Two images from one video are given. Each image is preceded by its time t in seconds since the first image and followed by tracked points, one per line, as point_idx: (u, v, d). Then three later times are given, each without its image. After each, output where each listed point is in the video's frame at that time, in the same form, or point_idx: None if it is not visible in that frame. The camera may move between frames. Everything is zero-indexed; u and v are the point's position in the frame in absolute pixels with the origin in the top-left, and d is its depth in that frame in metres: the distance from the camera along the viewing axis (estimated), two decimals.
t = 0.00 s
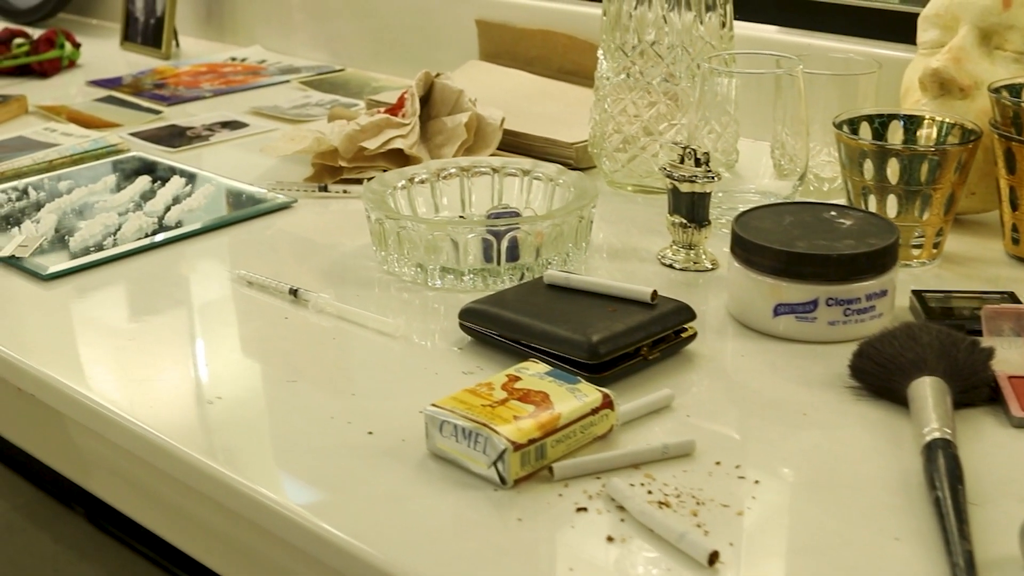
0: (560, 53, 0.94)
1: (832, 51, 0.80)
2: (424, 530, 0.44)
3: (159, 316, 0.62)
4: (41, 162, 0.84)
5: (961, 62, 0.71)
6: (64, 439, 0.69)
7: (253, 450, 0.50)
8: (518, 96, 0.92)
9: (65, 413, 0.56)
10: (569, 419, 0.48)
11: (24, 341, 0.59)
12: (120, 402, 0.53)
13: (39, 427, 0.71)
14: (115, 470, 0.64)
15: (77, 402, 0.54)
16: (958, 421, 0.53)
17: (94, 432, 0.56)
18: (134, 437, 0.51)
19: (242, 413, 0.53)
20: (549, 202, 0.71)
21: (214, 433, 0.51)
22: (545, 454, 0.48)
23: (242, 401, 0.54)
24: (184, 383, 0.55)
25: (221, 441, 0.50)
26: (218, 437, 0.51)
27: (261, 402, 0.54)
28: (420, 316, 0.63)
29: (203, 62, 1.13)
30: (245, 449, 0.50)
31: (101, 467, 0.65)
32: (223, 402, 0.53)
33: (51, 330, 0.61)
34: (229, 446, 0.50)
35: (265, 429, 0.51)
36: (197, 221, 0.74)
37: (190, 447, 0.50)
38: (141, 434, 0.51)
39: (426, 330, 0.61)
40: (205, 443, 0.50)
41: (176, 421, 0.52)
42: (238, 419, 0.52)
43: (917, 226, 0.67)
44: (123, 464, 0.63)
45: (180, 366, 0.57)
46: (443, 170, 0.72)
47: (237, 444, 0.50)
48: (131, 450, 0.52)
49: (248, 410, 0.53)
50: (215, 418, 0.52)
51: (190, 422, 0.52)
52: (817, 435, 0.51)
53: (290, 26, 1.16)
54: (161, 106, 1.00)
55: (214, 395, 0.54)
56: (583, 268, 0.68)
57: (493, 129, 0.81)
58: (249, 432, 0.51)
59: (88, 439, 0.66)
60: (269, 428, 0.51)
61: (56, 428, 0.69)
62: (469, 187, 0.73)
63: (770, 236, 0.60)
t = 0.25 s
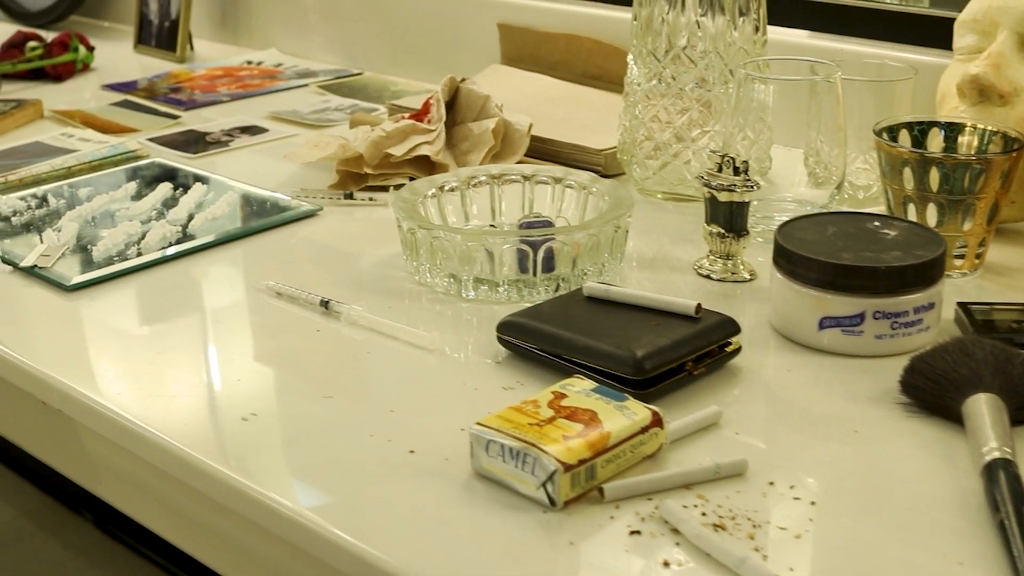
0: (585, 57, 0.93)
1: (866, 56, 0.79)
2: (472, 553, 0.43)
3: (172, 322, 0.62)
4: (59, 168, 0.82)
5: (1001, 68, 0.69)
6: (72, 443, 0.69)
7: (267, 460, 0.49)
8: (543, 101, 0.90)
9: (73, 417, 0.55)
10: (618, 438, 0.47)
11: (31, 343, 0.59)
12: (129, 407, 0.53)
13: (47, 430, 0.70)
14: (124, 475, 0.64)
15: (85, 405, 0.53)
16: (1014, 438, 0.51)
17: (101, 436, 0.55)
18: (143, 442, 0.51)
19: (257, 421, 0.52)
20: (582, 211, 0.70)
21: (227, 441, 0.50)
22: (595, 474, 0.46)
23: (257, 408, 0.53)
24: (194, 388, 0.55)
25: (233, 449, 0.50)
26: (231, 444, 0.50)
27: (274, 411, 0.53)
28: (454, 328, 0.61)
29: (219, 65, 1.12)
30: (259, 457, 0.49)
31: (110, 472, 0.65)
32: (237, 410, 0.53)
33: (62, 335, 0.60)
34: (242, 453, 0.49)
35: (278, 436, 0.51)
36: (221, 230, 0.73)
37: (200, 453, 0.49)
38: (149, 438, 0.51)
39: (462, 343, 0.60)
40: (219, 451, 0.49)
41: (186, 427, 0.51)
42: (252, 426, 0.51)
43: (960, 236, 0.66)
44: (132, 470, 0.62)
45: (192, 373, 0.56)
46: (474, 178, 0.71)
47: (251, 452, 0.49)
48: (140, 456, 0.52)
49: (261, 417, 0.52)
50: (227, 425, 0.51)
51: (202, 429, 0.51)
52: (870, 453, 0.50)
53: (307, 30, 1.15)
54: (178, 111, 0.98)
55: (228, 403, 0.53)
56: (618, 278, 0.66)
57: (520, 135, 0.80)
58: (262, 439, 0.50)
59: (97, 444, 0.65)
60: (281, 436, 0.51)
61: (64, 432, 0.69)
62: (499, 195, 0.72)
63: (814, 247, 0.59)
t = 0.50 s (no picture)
0: (610, 62, 0.91)
1: (901, 62, 0.77)
2: None
3: (184, 326, 0.61)
4: (79, 176, 0.81)
5: None
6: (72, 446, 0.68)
7: (281, 469, 0.48)
8: (569, 107, 0.89)
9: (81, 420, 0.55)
10: (673, 459, 0.46)
11: (37, 344, 0.59)
12: (137, 410, 0.53)
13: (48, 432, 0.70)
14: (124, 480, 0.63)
15: (94, 408, 0.53)
16: None
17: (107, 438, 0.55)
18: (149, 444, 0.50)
19: (270, 427, 0.51)
20: (617, 220, 0.68)
21: (240, 447, 0.50)
22: (650, 497, 0.45)
23: (269, 414, 0.52)
24: (201, 391, 0.54)
25: (245, 454, 0.49)
26: (243, 449, 0.50)
27: (288, 419, 0.52)
28: (491, 341, 0.60)
29: (236, 69, 1.11)
30: (270, 463, 0.49)
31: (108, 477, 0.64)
32: (249, 416, 0.52)
33: (74, 340, 0.60)
34: (254, 458, 0.49)
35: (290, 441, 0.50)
36: (248, 239, 0.71)
37: (207, 457, 0.49)
38: (155, 441, 0.50)
39: (500, 357, 0.58)
40: (232, 458, 0.49)
41: (197, 432, 0.51)
42: (264, 431, 0.51)
43: (1005, 247, 0.65)
44: (133, 474, 0.61)
45: (206, 378, 0.56)
46: (506, 187, 0.70)
47: (262, 457, 0.49)
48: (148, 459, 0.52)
49: (272, 423, 0.52)
50: (238, 430, 0.51)
51: (213, 434, 0.51)
52: (930, 474, 0.48)
53: (324, 34, 1.13)
54: (196, 116, 0.97)
55: (241, 408, 0.53)
56: (656, 291, 0.65)
57: (550, 142, 0.79)
58: (274, 446, 0.50)
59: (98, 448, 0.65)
60: (292, 442, 0.50)
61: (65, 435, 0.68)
62: (532, 204, 0.70)
63: (863, 260, 0.57)
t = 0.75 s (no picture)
0: (636, 66, 0.90)
1: (937, 68, 0.76)
2: None
3: (194, 330, 0.61)
4: (99, 182, 0.79)
5: None
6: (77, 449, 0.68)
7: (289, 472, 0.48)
8: (595, 112, 0.88)
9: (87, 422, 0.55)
10: (728, 480, 0.44)
11: (42, 345, 0.59)
12: (143, 412, 0.52)
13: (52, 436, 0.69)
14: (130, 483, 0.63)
15: (100, 411, 0.53)
16: None
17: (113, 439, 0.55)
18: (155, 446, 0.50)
19: (282, 431, 0.51)
20: (652, 230, 0.67)
21: (252, 452, 0.49)
22: (704, 519, 0.44)
23: (281, 419, 0.52)
24: (208, 394, 0.54)
25: (256, 457, 0.49)
26: (253, 453, 0.49)
27: (298, 426, 0.51)
28: (528, 355, 0.58)
29: (252, 73, 1.09)
30: (281, 468, 0.48)
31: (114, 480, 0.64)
32: (260, 420, 0.52)
33: (85, 344, 0.59)
34: (265, 462, 0.49)
35: (300, 445, 0.50)
36: (274, 248, 0.70)
37: (215, 459, 0.49)
38: (161, 442, 0.50)
39: (539, 371, 0.57)
40: (244, 463, 0.48)
41: (206, 435, 0.51)
42: (276, 435, 0.51)
43: None
44: (140, 479, 0.61)
45: (218, 383, 0.55)
46: (538, 195, 0.68)
47: (273, 461, 0.49)
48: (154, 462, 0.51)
49: (283, 427, 0.51)
50: (248, 432, 0.51)
51: (224, 438, 0.50)
52: (989, 493, 0.47)
53: (341, 37, 1.12)
54: (214, 120, 0.95)
55: (252, 412, 0.52)
56: (694, 302, 0.63)
57: (579, 149, 0.77)
58: (286, 450, 0.49)
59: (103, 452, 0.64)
60: (303, 446, 0.50)
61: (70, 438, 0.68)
62: (564, 213, 0.69)
63: (911, 272, 0.56)
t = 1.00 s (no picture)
0: (660, 70, 0.89)
1: (970, 73, 0.75)
2: None
3: (206, 335, 0.60)
4: (118, 189, 0.78)
5: None
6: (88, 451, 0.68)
7: (301, 479, 0.47)
8: (619, 117, 0.86)
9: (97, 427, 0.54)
10: (782, 501, 0.43)
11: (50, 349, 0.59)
12: (153, 418, 0.52)
13: (60, 439, 0.70)
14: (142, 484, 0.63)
15: (113, 418, 0.53)
16: None
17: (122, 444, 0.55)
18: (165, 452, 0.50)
19: (296, 438, 0.50)
20: (686, 239, 0.66)
21: (265, 459, 0.49)
22: (759, 541, 0.42)
23: (294, 424, 0.51)
24: (218, 399, 0.54)
25: (269, 465, 0.48)
26: (267, 460, 0.49)
27: (309, 434, 0.51)
28: (564, 368, 0.57)
29: (268, 76, 1.08)
30: (294, 475, 0.48)
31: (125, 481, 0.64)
32: (272, 426, 0.51)
33: (98, 350, 0.58)
34: (278, 469, 0.48)
35: (312, 451, 0.49)
36: (300, 257, 0.68)
37: (226, 465, 0.48)
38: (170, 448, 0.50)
39: (576, 384, 0.56)
40: (257, 470, 0.48)
41: (217, 441, 0.50)
42: (289, 441, 0.50)
43: None
44: (152, 480, 0.61)
45: (230, 389, 0.55)
46: (569, 203, 0.67)
47: (286, 468, 0.48)
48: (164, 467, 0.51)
49: (295, 433, 0.51)
50: (260, 439, 0.50)
51: (236, 445, 0.50)
52: None
53: (358, 39, 1.11)
54: (231, 124, 0.94)
55: (265, 418, 0.52)
56: (731, 313, 0.62)
57: (606, 155, 0.76)
58: (299, 457, 0.49)
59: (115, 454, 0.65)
60: (318, 455, 0.49)
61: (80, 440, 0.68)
62: (595, 222, 0.68)
63: (958, 284, 0.55)
